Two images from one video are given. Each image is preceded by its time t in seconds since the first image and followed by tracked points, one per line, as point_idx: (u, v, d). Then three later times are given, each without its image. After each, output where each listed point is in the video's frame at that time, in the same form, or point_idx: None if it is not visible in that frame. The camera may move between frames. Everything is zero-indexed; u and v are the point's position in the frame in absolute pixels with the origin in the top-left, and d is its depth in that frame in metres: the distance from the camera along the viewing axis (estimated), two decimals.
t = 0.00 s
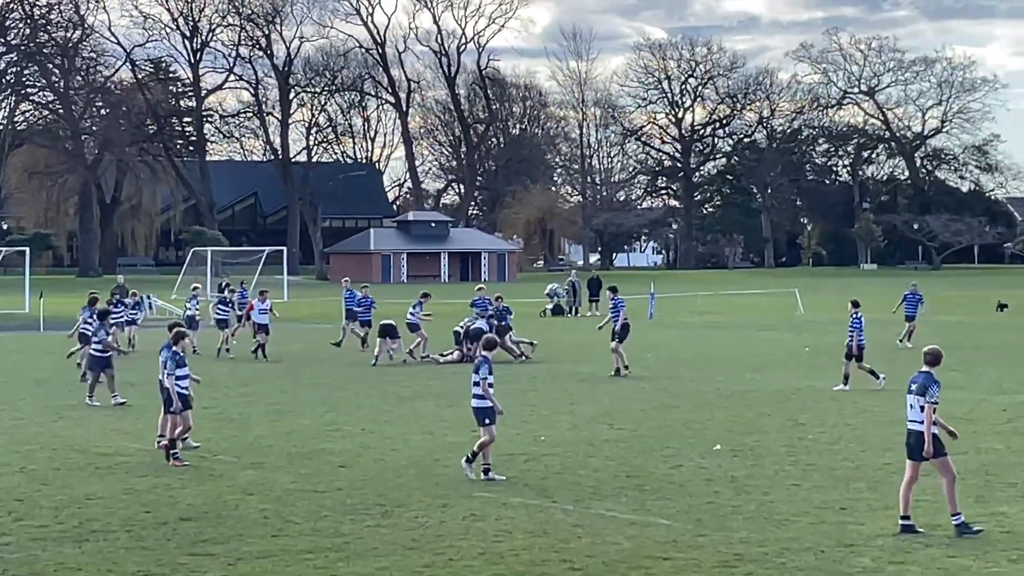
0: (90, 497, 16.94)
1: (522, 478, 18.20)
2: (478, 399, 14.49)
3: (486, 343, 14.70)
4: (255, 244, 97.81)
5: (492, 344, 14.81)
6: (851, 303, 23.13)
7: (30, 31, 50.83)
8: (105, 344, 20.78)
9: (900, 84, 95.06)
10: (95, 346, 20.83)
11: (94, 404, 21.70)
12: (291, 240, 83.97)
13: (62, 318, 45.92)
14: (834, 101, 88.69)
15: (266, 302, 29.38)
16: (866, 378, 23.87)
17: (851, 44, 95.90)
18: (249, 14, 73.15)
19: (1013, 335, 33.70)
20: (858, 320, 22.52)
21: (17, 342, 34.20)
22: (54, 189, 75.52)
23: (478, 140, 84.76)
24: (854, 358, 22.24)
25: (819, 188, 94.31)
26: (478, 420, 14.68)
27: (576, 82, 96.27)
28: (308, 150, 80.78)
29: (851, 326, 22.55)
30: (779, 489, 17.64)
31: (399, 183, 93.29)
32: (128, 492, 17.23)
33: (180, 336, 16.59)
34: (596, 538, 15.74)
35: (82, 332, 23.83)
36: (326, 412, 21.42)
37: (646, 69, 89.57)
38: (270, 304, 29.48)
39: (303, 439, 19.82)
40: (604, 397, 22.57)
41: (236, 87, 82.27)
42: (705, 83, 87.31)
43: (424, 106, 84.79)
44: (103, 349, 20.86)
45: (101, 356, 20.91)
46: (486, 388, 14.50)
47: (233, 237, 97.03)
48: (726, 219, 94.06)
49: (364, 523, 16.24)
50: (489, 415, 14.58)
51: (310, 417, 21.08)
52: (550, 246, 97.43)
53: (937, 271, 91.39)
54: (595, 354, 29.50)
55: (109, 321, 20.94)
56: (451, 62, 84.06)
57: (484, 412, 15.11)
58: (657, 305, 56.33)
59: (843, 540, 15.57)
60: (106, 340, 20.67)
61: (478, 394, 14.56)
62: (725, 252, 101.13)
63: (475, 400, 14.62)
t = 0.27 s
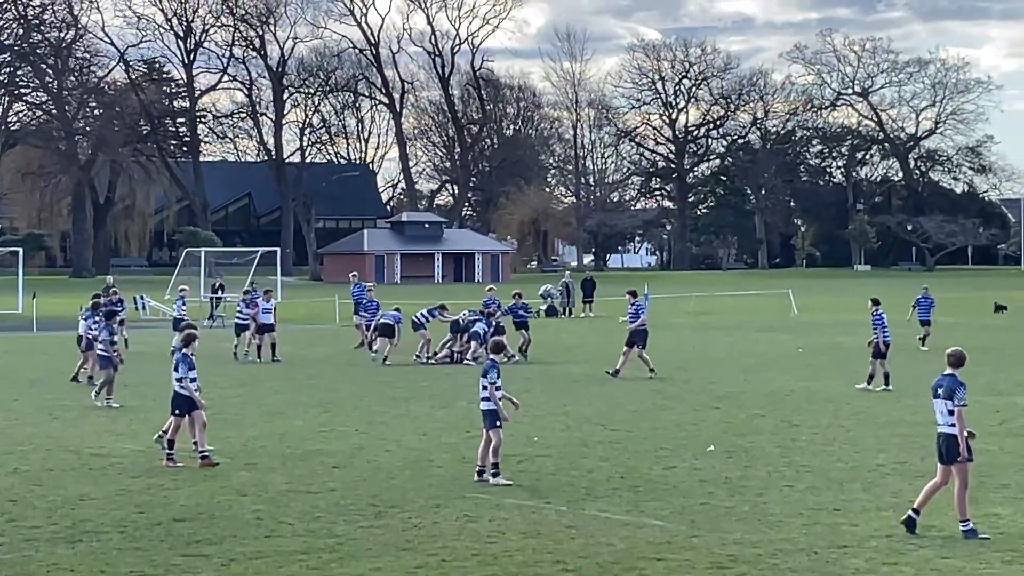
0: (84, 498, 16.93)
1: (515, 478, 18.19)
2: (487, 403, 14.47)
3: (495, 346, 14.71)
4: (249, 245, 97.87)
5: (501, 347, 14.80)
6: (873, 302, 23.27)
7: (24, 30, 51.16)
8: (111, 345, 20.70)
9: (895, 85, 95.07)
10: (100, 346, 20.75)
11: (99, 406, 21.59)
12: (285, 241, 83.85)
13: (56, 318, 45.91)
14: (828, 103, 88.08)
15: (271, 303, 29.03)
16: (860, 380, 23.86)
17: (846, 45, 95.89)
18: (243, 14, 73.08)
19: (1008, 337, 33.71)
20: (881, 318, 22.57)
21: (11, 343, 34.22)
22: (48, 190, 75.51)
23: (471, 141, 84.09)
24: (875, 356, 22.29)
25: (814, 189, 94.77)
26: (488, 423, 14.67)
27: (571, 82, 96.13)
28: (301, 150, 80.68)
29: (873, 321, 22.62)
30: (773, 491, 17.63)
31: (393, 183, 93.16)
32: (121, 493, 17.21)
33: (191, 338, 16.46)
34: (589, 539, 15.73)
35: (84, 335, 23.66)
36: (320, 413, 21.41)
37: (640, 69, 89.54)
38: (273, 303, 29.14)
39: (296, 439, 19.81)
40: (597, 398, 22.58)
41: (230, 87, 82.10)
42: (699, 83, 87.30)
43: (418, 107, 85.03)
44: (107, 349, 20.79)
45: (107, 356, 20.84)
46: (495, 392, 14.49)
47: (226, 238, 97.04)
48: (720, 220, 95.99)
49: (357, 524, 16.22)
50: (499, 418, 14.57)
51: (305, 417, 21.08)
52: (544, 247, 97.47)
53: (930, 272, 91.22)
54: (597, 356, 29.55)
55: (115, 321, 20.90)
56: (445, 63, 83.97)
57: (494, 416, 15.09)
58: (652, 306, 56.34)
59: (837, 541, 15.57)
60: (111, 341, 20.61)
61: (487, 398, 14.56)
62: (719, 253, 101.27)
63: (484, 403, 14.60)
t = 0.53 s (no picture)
0: (79, 499, 16.93)
1: (510, 479, 18.20)
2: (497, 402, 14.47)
3: (505, 347, 14.68)
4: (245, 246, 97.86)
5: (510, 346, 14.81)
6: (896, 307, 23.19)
7: (20, 32, 51.34)
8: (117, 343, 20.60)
9: (890, 86, 95.09)
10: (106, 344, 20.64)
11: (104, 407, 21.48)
12: (282, 242, 83.80)
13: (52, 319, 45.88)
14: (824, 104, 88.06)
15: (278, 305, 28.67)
16: (856, 381, 23.88)
17: (842, 47, 95.85)
18: (239, 15, 73.04)
19: (1004, 338, 33.72)
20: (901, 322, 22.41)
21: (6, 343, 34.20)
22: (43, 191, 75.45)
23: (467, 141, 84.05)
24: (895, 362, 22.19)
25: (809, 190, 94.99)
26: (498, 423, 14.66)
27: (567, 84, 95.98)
28: (297, 151, 80.64)
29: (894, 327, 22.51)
30: (768, 492, 17.64)
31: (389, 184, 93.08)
32: (117, 494, 17.21)
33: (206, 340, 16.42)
34: (584, 540, 15.74)
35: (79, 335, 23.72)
36: (315, 413, 21.40)
37: (636, 71, 89.50)
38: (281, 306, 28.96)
39: (292, 440, 19.81)
40: (592, 399, 22.58)
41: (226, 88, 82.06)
42: (694, 85, 87.32)
43: (413, 108, 84.99)
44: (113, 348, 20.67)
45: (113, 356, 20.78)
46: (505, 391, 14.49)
47: (223, 238, 97.03)
48: (716, 222, 96.32)
49: (353, 525, 16.22)
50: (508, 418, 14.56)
51: (300, 418, 21.08)
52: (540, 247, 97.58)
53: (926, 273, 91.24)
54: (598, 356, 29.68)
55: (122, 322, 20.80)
56: (441, 64, 83.95)
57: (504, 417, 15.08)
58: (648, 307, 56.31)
59: (831, 542, 15.57)
60: (117, 340, 20.50)
61: (498, 397, 14.56)
62: (715, 255, 101.32)
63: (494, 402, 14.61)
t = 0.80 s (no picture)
0: (76, 500, 16.92)
1: (509, 480, 18.18)
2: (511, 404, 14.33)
3: (517, 349, 14.56)
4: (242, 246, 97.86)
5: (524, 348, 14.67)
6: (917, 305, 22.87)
7: (16, 32, 51.50)
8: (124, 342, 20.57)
9: (887, 87, 95.07)
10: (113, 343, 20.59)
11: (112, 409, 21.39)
12: (279, 242, 83.73)
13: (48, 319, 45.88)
14: (821, 104, 88.08)
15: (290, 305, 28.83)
16: (853, 382, 23.87)
17: (839, 47, 95.85)
18: (236, 15, 72.96)
19: (1002, 339, 33.69)
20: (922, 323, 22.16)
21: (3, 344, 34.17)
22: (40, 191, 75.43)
23: (464, 142, 83.98)
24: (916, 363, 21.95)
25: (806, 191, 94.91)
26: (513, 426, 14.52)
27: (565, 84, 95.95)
28: (294, 152, 80.61)
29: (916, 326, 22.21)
30: (765, 493, 17.64)
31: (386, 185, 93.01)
32: (113, 494, 17.19)
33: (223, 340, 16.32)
34: (581, 540, 15.74)
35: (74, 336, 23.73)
36: (312, 413, 21.39)
37: (633, 72, 89.48)
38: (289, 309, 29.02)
39: (289, 441, 19.79)
40: (589, 399, 22.58)
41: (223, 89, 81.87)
42: (692, 86, 87.29)
43: (411, 109, 84.92)
44: (120, 348, 20.64)
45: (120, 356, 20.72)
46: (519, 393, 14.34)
47: (219, 238, 96.97)
48: (713, 222, 95.85)
49: (350, 526, 16.21)
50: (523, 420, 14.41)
51: (297, 419, 21.06)
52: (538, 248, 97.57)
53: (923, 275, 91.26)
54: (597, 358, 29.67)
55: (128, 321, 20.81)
56: (438, 64, 83.89)
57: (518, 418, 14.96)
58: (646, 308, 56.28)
59: (828, 543, 15.58)
60: (123, 340, 20.48)
61: (512, 399, 14.42)
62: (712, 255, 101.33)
63: (508, 404, 14.46)
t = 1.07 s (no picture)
0: (72, 501, 16.90)
1: (505, 481, 18.18)
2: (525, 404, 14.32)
3: (530, 348, 14.61)
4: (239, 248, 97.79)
5: (537, 348, 14.68)
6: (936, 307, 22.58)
7: (14, 33, 51.54)
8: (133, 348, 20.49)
9: (884, 88, 95.08)
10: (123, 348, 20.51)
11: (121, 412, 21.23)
12: (275, 243, 83.72)
13: (45, 320, 45.90)
14: (818, 105, 88.02)
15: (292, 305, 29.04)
16: (850, 382, 23.89)
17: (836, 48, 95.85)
18: (233, 16, 73.00)
19: (999, 339, 33.71)
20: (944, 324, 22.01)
21: None
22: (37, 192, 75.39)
23: (461, 143, 84.01)
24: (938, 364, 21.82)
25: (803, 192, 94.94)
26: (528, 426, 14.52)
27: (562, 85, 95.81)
28: (291, 153, 80.67)
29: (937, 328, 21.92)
30: (762, 493, 17.64)
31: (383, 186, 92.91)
32: (110, 495, 17.18)
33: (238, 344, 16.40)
34: (579, 541, 15.74)
35: (68, 336, 23.72)
36: (309, 414, 21.39)
37: (630, 72, 89.43)
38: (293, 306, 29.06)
39: (286, 442, 19.78)
40: (586, 400, 22.58)
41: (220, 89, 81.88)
42: (689, 86, 87.37)
43: (408, 110, 85.04)
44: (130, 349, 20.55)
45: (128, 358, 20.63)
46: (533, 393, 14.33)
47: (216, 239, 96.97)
48: (710, 223, 95.65)
49: (347, 527, 16.21)
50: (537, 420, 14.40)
51: (294, 419, 21.05)
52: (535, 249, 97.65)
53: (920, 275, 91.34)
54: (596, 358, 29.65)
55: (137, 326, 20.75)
56: (436, 65, 83.89)
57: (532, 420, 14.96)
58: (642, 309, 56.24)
59: (825, 544, 15.58)
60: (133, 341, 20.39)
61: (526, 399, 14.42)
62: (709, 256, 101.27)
63: (522, 404, 14.47)
